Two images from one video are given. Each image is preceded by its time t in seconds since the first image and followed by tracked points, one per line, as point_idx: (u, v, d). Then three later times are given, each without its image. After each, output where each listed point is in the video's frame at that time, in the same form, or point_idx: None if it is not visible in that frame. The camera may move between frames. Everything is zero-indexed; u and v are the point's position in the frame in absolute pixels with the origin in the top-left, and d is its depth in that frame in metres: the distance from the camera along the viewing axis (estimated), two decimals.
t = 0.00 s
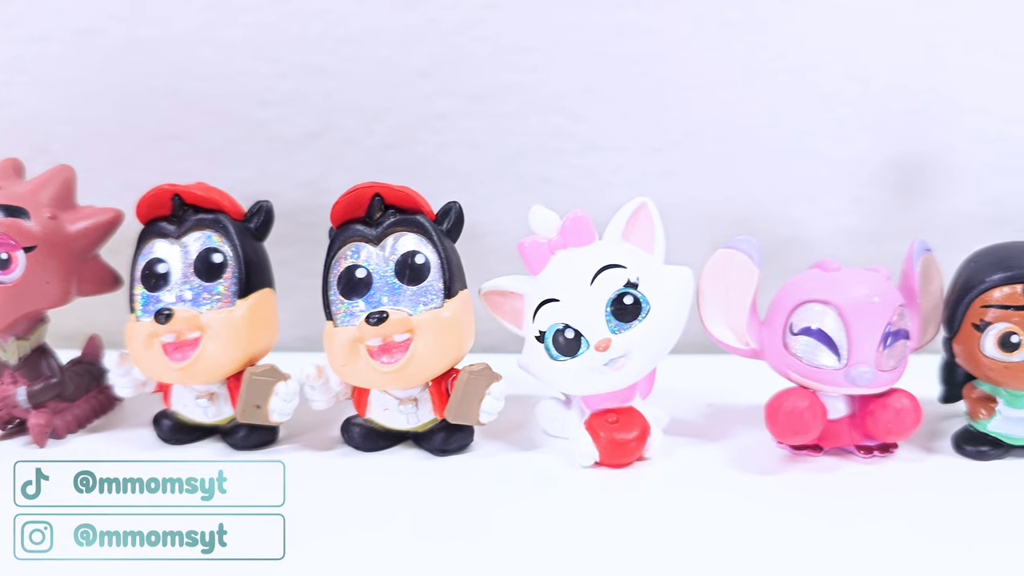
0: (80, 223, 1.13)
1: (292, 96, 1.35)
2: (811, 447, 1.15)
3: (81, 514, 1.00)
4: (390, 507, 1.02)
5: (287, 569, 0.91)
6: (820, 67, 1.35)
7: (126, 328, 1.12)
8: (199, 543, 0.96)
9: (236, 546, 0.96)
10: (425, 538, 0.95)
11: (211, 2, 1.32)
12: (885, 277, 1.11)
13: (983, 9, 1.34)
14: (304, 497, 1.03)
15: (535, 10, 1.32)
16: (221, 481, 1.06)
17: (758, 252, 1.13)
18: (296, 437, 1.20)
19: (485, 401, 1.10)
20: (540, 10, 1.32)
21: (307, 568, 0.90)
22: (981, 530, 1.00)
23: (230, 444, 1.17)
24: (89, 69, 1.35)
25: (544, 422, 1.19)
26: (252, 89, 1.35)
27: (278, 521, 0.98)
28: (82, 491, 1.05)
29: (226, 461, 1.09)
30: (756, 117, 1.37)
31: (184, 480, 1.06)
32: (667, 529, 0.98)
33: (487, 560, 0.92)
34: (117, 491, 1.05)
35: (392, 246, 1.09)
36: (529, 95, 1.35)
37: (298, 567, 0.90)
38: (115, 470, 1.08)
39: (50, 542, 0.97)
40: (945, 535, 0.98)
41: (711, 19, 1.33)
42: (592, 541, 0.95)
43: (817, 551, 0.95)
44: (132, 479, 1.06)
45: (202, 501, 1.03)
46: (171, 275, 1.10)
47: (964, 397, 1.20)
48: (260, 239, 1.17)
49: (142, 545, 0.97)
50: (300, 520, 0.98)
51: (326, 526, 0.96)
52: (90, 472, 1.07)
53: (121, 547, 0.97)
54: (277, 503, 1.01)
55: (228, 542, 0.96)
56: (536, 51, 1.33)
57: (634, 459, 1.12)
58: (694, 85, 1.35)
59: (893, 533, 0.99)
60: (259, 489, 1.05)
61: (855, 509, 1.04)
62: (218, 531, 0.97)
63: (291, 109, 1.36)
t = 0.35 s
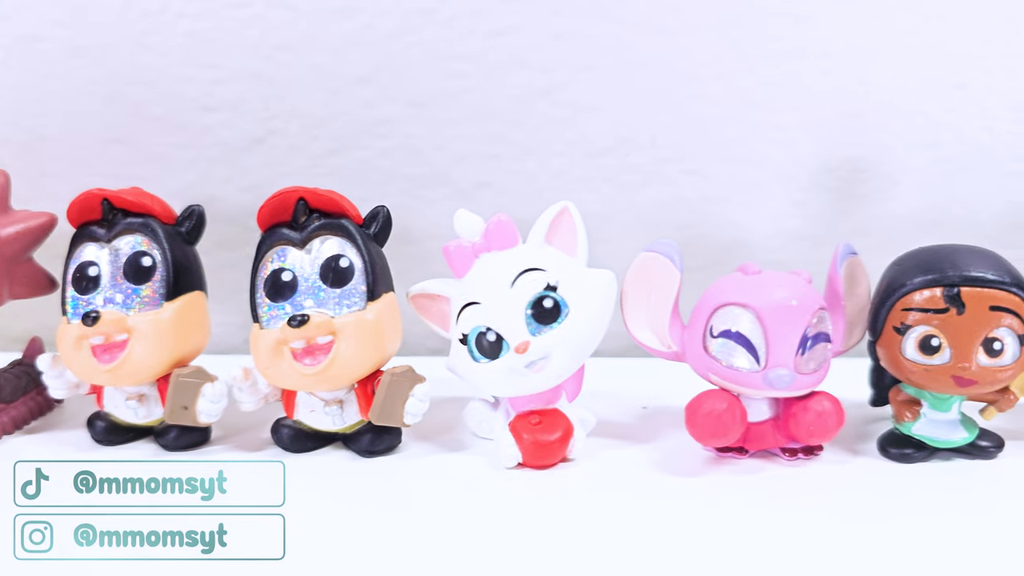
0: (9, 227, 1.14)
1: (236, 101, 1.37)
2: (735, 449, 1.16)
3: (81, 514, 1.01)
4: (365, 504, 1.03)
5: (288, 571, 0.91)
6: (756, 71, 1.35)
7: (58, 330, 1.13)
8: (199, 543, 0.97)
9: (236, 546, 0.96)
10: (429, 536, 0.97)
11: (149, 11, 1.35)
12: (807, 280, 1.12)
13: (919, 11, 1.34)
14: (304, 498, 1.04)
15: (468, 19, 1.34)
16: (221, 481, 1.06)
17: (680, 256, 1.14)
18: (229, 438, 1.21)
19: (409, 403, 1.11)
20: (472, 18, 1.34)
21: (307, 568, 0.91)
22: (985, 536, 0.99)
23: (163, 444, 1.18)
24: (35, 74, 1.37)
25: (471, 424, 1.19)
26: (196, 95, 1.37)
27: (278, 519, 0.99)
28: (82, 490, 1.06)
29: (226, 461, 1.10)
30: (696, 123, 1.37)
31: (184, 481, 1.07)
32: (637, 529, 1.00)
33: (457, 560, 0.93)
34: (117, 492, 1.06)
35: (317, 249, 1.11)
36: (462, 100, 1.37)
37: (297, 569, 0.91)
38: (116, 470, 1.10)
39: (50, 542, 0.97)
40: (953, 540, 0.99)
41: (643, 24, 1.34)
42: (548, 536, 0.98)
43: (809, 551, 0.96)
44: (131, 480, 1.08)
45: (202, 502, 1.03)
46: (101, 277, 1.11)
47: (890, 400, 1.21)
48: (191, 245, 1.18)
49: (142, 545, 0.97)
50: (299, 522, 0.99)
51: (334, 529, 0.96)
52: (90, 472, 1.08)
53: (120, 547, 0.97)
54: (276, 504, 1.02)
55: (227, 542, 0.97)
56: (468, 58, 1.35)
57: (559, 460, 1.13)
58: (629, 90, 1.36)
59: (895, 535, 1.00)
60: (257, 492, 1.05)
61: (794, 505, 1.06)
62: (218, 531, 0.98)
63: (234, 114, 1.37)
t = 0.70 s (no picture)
0: None
1: (181, 102, 1.37)
2: (666, 449, 1.16)
3: (81, 514, 1.01)
4: (347, 501, 1.04)
5: (288, 570, 0.92)
6: (699, 72, 1.36)
7: None
8: (199, 543, 0.98)
9: (236, 546, 0.97)
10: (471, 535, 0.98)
11: (93, 12, 1.34)
12: (736, 280, 1.12)
13: (859, 13, 1.35)
14: (304, 496, 1.04)
15: (413, 19, 1.34)
16: (221, 481, 1.07)
17: (609, 256, 1.15)
18: (164, 437, 1.21)
19: (337, 403, 1.11)
20: (416, 18, 1.34)
21: (307, 568, 0.91)
22: (986, 535, 1.00)
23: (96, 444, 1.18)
24: None
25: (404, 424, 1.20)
26: (142, 97, 1.37)
27: (278, 519, 1.00)
28: (81, 490, 1.07)
29: (225, 461, 1.11)
30: (638, 123, 1.38)
31: (184, 481, 1.07)
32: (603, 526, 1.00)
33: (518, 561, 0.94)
34: (117, 491, 1.07)
35: (245, 249, 1.11)
36: (408, 101, 1.37)
37: (298, 569, 0.92)
38: (115, 470, 1.11)
39: (50, 542, 0.98)
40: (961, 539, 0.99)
41: (585, 25, 1.34)
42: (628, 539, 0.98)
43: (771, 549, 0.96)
44: (132, 479, 1.08)
45: (202, 501, 1.04)
46: (31, 277, 1.11)
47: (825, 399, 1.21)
48: (126, 244, 1.19)
49: (142, 544, 0.98)
50: (300, 522, 0.99)
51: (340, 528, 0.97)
52: (90, 472, 1.09)
53: (120, 547, 0.98)
54: (275, 503, 1.03)
55: (227, 542, 0.97)
56: (412, 59, 1.35)
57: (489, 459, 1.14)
58: (571, 90, 1.36)
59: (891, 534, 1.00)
60: (258, 491, 1.06)
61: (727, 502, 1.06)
62: (218, 531, 0.98)
63: (180, 116, 1.37)
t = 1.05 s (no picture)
0: None
1: (123, 101, 1.37)
2: (598, 450, 1.15)
3: (81, 515, 1.01)
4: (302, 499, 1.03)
5: (288, 570, 0.92)
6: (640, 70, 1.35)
7: None
8: (199, 543, 0.97)
9: (236, 547, 0.96)
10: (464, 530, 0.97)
11: (36, 10, 1.34)
12: (665, 279, 1.11)
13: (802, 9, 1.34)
14: (303, 495, 1.04)
15: (352, 17, 1.34)
16: (221, 481, 1.07)
17: (537, 254, 1.14)
18: (97, 437, 1.21)
19: (264, 403, 1.11)
20: (355, 17, 1.34)
21: (308, 568, 0.91)
22: (994, 535, 0.99)
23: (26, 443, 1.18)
24: None
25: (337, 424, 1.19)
26: (84, 95, 1.36)
27: (278, 519, 0.99)
28: (81, 490, 1.07)
29: (226, 461, 1.10)
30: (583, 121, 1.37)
31: (184, 480, 1.07)
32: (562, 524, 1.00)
33: (488, 560, 0.93)
34: (117, 491, 1.07)
35: (172, 248, 1.11)
36: (349, 99, 1.36)
37: (297, 569, 0.91)
38: (115, 469, 1.10)
39: (50, 542, 0.98)
40: (982, 541, 0.98)
41: (524, 23, 1.34)
42: (609, 539, 0.97)
43: (729, 547, 0.96)
44: (132, 479, 1.08)
45: (202, 501, 1.04)
46: None
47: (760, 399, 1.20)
48: (58, 243, 1.19)
49: (142, 545, 0.98)
50: (301, 522, 0.98)
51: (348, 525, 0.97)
52: (89, 472, 1.09)
53: (121, 547, 0.98)
54: (278, 504, 1.02)
55: (227, 542, 0.97)
56: (351, 57, 1.35)
57: (418, 459, 1.13)
58: (513, 88, 1.36)
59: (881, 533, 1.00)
60: (258, 491, 1.06)
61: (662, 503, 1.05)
62: (218, 531, 0.98)
63: (123, 115, 1.37)
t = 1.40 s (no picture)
0: None
1: (70, 100, 1.37)
2: (528, 447, 1.15)
3: (80, 516, 0.98)
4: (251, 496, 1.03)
5: (288, 570, 0.89)
6: (586, 69, 1.36)
7: None
8: (198, 544, 0.94)
9: (236, 546, 0.94)
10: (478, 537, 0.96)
11: None
12: (594, 277, 1.11)
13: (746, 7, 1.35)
14: (303, 499, 1.03)
15: (297, 16, 1.35)
16: (221, 481, 1.05)
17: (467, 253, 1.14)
18: (33, 435, 1.21)
19: (195, 400, 1.12)
20: (299, 16, 1.35)
21: (308, 568, 0.89)
22: (984, 535, 0.98)
23: None
24: None
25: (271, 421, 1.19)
26: (32, 94, 1.36)
27: (277, 519, 0.98)
28: (81, 491, 1.04)
29: (227, 461, 1.09)
30: (528, 120, 1.37)
31: (184, 480, 1.05)
32: (504, 519, 1.00)
33: (504, 561, 0.92)
34: (117, 492, 1.04)
35: (103, 247, 1.11)
36: (295, 98, 1.37)
37: (296, 569, 0.89)
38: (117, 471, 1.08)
39: (50, 542, 0.94)
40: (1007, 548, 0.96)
41: (469, 22, 1.34)
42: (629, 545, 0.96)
43: (655, 546, 0.96)
44: (131, 480, 1.06)
45: (202, 501, 1.02)
46: None
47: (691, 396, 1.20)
48: None
49: (142, 545, 0.95)
50: (302, 525, 0.97)
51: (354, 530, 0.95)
52: (90, 473, 1.06)
53: (121, 547, 0.95)
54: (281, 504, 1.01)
55: (228, 542, 0.94)
56: (295, 57, 1.36)
57: (349, 456, 1.13)
58: (458, 87, 1.36)
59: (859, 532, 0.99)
60: (257, 494, 1.04)
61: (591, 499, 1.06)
62: (218, 531, 0.95)
63: (70, 114, 1.37)
